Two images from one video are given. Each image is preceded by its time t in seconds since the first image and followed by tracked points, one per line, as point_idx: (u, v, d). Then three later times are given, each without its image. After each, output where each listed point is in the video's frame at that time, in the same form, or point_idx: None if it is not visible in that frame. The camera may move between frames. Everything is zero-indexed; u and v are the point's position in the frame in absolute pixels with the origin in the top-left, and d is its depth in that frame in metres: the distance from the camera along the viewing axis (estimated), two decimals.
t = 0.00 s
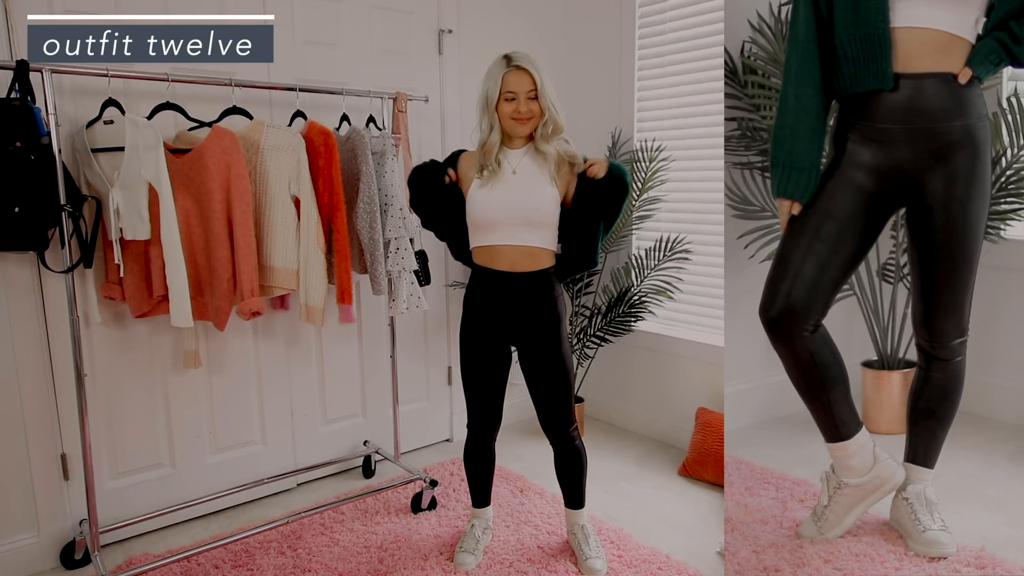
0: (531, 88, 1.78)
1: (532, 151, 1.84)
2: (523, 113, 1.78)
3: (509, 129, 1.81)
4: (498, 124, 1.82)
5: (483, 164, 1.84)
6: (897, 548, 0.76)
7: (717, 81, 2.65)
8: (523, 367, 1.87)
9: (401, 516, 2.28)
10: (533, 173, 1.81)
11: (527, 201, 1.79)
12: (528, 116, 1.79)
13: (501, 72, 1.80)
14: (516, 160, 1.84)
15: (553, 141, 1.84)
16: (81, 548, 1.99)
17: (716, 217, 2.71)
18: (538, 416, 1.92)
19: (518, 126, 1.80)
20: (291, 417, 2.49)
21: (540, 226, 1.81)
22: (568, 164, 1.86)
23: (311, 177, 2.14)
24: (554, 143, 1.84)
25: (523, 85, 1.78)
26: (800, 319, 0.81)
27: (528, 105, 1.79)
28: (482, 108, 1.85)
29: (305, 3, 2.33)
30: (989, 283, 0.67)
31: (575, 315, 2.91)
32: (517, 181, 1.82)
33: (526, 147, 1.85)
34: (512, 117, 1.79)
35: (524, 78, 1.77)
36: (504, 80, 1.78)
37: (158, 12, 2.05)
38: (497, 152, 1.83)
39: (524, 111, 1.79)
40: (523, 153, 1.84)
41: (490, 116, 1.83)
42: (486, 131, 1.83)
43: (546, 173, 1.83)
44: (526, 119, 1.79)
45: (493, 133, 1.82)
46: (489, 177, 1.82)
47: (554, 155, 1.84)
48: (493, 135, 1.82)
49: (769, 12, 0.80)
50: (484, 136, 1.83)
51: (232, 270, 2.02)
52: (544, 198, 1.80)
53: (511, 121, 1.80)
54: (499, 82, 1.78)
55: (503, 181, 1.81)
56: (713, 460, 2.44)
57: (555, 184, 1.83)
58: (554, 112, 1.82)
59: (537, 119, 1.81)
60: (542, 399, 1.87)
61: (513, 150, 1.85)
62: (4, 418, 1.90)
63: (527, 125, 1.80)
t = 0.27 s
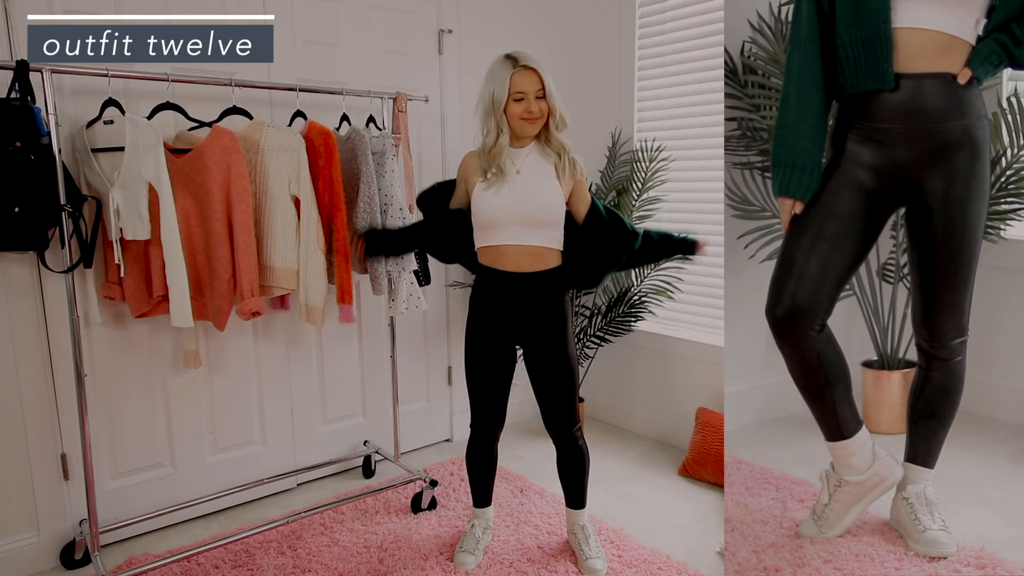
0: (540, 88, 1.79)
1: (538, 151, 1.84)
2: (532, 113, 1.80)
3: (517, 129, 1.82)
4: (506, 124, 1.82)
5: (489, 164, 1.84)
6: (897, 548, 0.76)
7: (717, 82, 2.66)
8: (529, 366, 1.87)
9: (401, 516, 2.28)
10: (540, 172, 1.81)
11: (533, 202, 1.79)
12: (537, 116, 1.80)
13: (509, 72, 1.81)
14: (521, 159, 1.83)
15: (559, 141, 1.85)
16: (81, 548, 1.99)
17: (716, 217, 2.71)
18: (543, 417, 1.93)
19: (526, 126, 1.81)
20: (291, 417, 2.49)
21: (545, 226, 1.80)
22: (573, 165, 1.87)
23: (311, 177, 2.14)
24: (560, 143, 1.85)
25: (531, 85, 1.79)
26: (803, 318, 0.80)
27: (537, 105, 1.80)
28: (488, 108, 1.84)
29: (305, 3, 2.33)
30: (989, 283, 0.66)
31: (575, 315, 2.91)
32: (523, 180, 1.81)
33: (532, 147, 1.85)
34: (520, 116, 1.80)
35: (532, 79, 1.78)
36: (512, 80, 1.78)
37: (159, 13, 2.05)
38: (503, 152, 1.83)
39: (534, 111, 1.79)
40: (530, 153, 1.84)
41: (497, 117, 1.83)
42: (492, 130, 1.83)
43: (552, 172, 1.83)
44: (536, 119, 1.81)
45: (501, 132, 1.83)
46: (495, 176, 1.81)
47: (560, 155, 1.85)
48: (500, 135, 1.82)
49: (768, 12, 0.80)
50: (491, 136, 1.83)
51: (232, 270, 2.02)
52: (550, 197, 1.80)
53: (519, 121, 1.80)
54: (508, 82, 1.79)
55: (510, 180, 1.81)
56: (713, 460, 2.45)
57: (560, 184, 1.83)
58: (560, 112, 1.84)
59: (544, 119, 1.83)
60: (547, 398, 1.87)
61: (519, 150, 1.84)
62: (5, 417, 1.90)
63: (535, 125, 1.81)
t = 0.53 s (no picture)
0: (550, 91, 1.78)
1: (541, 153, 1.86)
2: (542, 116, 1.80)
3: (524, 129, 1.82)
4: (514, 124, 1.82)
5: (492, 162, 1.84)
6: (897, 548, 0.76)
7: (717, 82, 2.66)
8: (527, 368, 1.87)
9: (401, 516, 2.28)
10: (542, 176, 1.83)
11: (535, 206, 1.80)
12: (546, 120, 1.80)
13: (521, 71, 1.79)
14: (524, 161, 1.84)
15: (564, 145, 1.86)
16: (81, 548, 1.99)
17: (716, 217, 2.71)
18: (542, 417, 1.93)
19: (533, 128, 1.80)
20: (291, 417, 2.49)
21: (545, 230, 1.82)
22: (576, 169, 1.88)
23: (311, 176, 2.14)
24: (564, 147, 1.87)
25: (542, 86, 1.78)
26: (803, 319, 0.80)
27: (546, 107, 1.79)
28: (495, 106, 1.83)
29: (305, 3, 2.33)
30: (991, 283, 0.66)
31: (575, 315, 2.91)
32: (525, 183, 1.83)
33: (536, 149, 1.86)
34: (527, 117, 1.80)
35: (544, 80, 1.77)
36: (524, 80, 1.78)
37: (159, 13, 2.05)
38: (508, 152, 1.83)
39: (544, 114, 1.79)
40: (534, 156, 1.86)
41: (505, 115, 1.82)
42: (499, 129, 1.83)
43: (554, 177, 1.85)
44: (544, 122, 1.81)
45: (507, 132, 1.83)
46: (498, 176, 1.82)
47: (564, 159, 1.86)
48: (506, 134, 1.83)
49: (767, 11, 0.80)
50: (497, 135, 1.83)
51: (232, 270, 2.02)
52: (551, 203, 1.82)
53: (526, 122, 1.80)
54: (519, 82, 1.78)
55: (512, 182, 1.82)
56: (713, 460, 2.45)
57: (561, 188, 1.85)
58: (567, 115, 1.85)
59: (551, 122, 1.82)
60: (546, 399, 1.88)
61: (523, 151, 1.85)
62: (5, 417, 1.90)
63: (542, 127, 1.81)
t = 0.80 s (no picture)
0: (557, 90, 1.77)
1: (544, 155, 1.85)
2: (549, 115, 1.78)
3: (529, 128, 1.79)
4: (520, 122, 1.79)
5: (497, 161, 1.81)
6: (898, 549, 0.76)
7: (717, 82, 2.66)
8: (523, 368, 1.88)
9: (402, 516, 2.28)
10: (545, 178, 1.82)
11: (537, 210, 1.80)
12: (553, 120, 1.79)
13: (526, 69, 1.78)
14: (528, 162, 1.83)
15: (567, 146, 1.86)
16: (81, 548, 1.99)
17: (716, 217, 2.71)
18: (536, 413, 1.92)
19: (540, 126, 1.78)
20: (291, 417, 2.49)
21: (548, 234, 1.82)
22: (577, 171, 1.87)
23: (311, 176, 2.14)
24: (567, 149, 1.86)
25: (548, 84, 1.77)
26: (871, 318, 0.58)
27: (554, 106, 1.78)
28: (502, 103, 1.80)
29: (305, 2, 2.33)
30: None
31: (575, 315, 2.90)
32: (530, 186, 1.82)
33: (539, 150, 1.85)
34: (534, 115, 1.77)
35: (552, 79, 1.77)
36: (532, 77, 1.76)
37: (159, 12, 2.04)
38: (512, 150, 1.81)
39: (552, 114, 1.78)
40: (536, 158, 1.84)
41: (511, 113, 1.80)
42: (504, 128, 1.80)
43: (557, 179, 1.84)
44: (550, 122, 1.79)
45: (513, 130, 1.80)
46: (504, 176, 1.79)
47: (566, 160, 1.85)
48: (512, 132, 1.80)
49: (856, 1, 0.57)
50: (502, 133, 1.80)
51: (232, 271, 2.02)
52: (553, 207, 1.82)
53: (532, 119, 1.78)
54: (526, 79, 1.76)
55: (517, 183, 1.80)
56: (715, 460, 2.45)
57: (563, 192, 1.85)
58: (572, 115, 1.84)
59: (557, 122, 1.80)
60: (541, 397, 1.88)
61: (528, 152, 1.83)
62: (5, 417, 1.89)
63: (548, 126, 1.79)
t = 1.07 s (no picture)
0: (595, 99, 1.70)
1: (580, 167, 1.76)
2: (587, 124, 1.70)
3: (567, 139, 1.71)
4: (558, 133, 1.70)
5: (533, 173, 1.72)
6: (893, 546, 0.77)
7: (717, 82, 2.66)
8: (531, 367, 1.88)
9: (402, 516, 2.28)
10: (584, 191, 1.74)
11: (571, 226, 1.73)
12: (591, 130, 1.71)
13: (563, 76, 1.70)
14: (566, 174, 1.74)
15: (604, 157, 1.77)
16: (81, 547, 2.00)
17: (716, 217, 2.71)
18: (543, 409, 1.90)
19: (578, 137, 1.71)
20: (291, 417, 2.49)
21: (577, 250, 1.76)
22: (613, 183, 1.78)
23: (311, 176, 2.14)
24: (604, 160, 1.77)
25: (586, 92, 1.70)
26: None
27: (592, 116, 1.70)
28: (538, 110, 1.71)
29: (305, 2, 2.33)
30: None
31: (575, 315, 2.90)
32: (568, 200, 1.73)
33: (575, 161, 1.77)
34: (572, 125, 1.69)
35: (590, 87, 1.69)
36: (570, 85, 1.68)
37: (158, 12, 2.03)
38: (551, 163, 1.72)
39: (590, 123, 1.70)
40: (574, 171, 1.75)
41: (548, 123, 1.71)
42: (541, 138, 1.71)
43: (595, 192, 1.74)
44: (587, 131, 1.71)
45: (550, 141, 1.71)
46: (542, 191, 1.71)
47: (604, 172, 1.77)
48: (549, 143, 1.71)
49: None
50: (539, 144, 1.71)
51: (232, 271, 2.02)
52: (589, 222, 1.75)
53: (571, 129, 1.70)
54: (565, 87, 1.68)
55: (556, 198, 1.71)
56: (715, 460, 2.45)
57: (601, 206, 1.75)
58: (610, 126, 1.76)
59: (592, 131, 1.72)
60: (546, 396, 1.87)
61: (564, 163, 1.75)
62: (5, 417, 1.90)
63: (586, 137, 1.72)
